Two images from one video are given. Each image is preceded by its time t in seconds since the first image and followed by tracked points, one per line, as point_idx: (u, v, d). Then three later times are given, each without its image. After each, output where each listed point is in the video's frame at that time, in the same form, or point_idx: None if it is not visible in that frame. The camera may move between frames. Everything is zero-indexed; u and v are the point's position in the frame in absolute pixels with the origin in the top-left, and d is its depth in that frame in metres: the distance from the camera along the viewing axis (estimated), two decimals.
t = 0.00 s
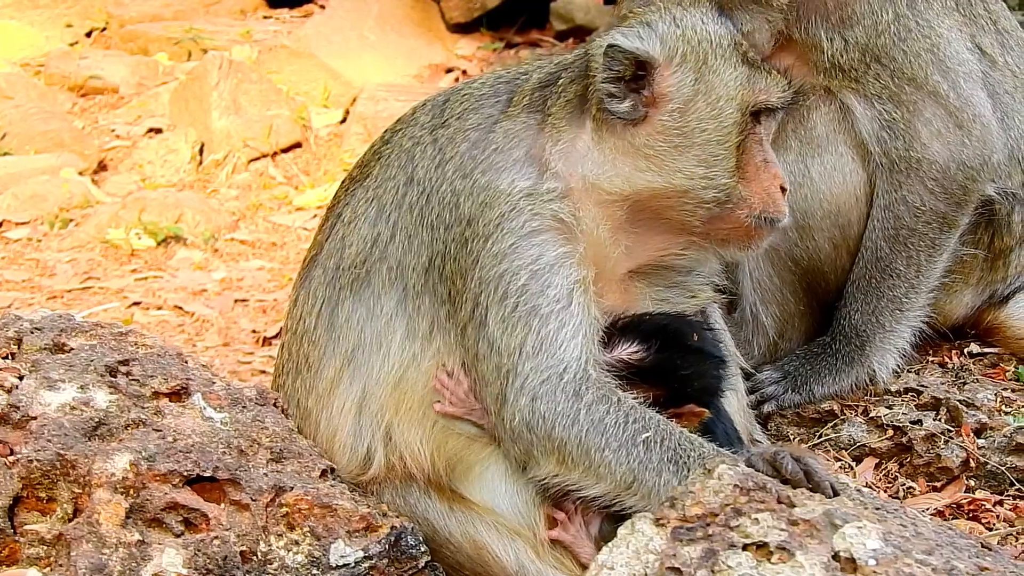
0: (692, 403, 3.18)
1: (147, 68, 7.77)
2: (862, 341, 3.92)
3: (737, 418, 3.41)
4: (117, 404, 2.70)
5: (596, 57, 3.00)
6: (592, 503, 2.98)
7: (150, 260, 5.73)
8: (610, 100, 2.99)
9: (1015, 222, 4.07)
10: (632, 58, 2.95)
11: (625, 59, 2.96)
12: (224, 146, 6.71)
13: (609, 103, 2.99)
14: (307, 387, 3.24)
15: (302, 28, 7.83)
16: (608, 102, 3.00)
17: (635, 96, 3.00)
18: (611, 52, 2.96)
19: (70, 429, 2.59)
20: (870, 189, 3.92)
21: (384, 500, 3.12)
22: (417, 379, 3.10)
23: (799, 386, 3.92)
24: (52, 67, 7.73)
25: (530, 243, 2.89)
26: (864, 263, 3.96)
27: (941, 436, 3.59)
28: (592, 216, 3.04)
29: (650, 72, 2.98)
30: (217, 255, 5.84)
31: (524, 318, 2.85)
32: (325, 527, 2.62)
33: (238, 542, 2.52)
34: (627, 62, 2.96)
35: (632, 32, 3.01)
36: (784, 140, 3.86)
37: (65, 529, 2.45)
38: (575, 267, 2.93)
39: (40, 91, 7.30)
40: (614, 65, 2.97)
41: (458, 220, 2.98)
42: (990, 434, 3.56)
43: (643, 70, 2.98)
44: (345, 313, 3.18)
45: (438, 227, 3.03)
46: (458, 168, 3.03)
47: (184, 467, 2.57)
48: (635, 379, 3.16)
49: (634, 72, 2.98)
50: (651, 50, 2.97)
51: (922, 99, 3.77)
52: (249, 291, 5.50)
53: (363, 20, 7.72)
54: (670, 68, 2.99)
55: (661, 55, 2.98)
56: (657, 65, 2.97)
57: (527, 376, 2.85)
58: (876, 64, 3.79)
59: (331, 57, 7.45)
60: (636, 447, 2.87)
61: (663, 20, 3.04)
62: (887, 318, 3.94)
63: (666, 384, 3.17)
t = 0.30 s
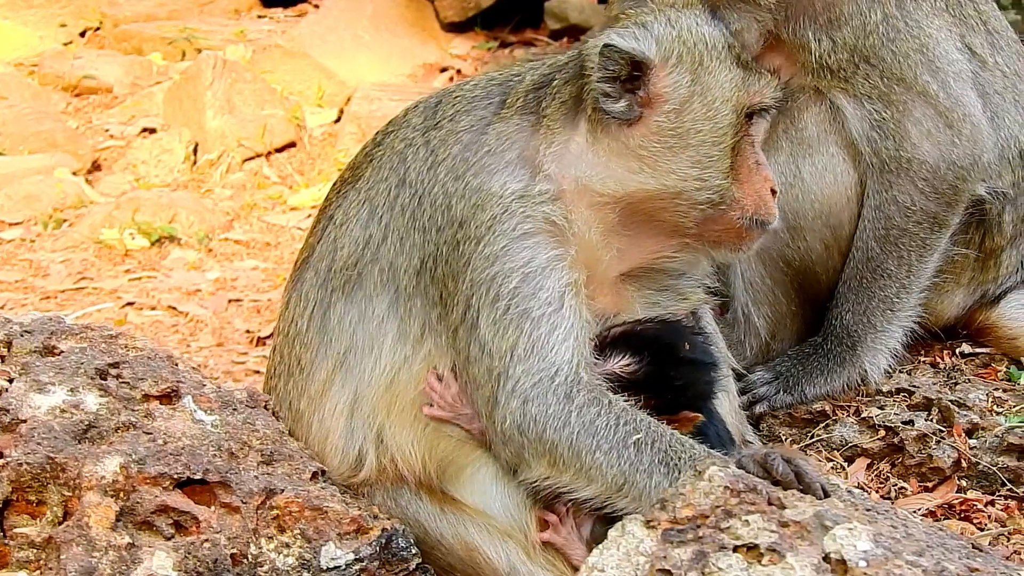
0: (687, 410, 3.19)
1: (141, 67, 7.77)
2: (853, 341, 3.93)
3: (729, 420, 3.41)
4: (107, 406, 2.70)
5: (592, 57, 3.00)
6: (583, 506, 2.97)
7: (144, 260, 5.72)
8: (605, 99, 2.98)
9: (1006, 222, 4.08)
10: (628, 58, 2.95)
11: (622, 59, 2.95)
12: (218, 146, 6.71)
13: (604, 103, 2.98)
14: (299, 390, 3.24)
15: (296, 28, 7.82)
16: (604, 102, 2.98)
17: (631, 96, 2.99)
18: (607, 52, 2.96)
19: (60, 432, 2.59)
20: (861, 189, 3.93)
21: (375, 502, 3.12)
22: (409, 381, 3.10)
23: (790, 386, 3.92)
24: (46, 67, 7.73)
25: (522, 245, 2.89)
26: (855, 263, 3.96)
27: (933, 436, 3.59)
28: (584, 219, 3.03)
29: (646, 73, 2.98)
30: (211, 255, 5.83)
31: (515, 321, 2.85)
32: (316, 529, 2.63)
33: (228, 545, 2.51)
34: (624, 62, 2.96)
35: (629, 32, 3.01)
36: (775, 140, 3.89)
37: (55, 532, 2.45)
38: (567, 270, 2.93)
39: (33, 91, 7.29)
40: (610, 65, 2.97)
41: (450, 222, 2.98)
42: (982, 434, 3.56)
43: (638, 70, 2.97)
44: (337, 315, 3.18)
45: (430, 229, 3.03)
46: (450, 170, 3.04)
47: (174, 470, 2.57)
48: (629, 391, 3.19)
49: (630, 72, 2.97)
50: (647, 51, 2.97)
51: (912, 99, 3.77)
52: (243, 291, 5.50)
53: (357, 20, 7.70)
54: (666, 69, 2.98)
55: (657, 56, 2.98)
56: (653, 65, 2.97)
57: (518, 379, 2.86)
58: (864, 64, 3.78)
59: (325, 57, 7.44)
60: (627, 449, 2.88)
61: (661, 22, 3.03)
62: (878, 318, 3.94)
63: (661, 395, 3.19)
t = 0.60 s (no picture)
0: (673, 418, 3.23)
1: (128, 71, 7.76)
2: (839, 343, 3.94)
3: (714, 421, 3.42)
4: (92, 407, 2.69)
5: (585, 57, 2.99)
6: (568, 508, 2.98)
7: (130, 264, 5.71)
8: (598, 98, 2.97)
9: (991, 224, 4.09)
10: (621, 58, 2.94)
11: (615, 59, 2.94)
12: (205, 150, 6.71)
13: (597, 102, 2.97)
14: (284, 391, 3.24)
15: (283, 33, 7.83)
16: (597, 101, 2.97)
17: (623, 96, 2.98)
18: (600, 52, 2.95)
19: (45, 433, 2.58)
20: (846, 191, 3.94)
21: (360, 503, 3.14)
22: (394, 382, 3.10)
23: (776, 388, 3.93)
24: (33, 70, 7.71)
25: (507, 247, 2.89)
26: (841, 265, 3.97)
27: (919, 438, 3.60)
28: (569, 221, 3.03)
29: (638, 73, 2.96)
30: (198, 259, 5.82)
31: (500, 323, 2.85)
32: (301, 530, 2.62)
33: (213, 546, 2.51)
34: (617, 62, 2.94)
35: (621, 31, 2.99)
36: (760, 143, 3.91)
37: (39, 532, 2.45)
38: (552, 272, 2.93)
39: (20, 94, 7.28)
40: (603, 64, 2.96)
41: (435, 223, 2.99)
42: (967, 437, 3.57)
43: (631, 70, 2.96)
44: (321, 317, 3.18)
45: (416, 231, 3.03)
46: (436, 171, 3.04)
47: (159, 471, 2.56)
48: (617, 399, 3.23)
49: (622, 72, 2.96)
50: (641, 51, 2.94)
51: (898, 100, 3.77)
52: (230, 295, 5.49)
53: (343, 24, 7.72)
54: (658, 69, 2.96)
55: (651, 56, 2.96)
56: (646, 65, 2.95)
57: (503, 381, 2.86)
58: (849, 65, 3.80)
59: (313, 61, 7.45)
60: (612, 450, 2.89)
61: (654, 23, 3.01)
62: (863, 320, 3.96)
63: (648, 405, 3.24)
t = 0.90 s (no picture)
0: (664, 416, 3.25)
1: (118, 70, 7.74)
2: (830, 340, 3.95)
3: (705, 417, 3.43)
4: (84, 404, 2.68)
5: (598, 49, 3.02)
6: (558, 505, 2.97)
7: (121, 263, 5.69)
8: (612, 91, 3.01)
9: (983, 221, 4.10)
10: (637, 52, 3.01)
11: (631, 52, 3.00)
12: (195, 149, 6.70)
13: (612, 94, 3.01)
14: (275, 388, 3.23)
15: (273, 32, 7.83)
16: (611, 93, 3.01)
17: (635, 89, 3.03)
18: (616, 46, 3.01)
19: (37, 430, 2.57)
20: (838, 187, 3.92)
21: (351, 500, 3.12)
22: (385, 377, 3.09)
23: (768, 385, 3.95)
24: (23, 69, 7.69)
25: (500, 241, 2.89)
26: (832, 262, 3.97)
27: (911, 435, 3.61)
28: (561, 215, 3.05)
29: (649, 67, 3.04)
30: (188, 258, 5.81)
31: (491, 317, 2.85)
32: (293, 527, 2.63)
33: (205, 543, 2.50)
34: (632, 54, 3.00)
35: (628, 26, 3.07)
36: (752, 140, 3.89)
37: (32, 529, 2.43)
38: (544, 266, 2.94)
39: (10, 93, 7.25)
40: (619, 57, 3.01)
41: (428, 215, 2.99)
42: (960, 434, 3.59)
43: (643, 64, 3.03)
44: (313, 313, 3.17)
45: (408, 223, 3.03)
46: (430, 164, 3.05)
47: (151, 468, 2.56)
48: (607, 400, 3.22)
49: (636, 65, 3.02)
50: (652, 46, 3.04)
51: (889, 96, 3.77)
52: (220, 294, 5.48)
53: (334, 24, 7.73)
54: (667, 63, 3.05)
55: (659, 50, 3.06)
56: (656, 60, 3.04)
57: (495, 376, 2.86)
58: (839, 61, 3.79)
59: (303, 60, 7.44)
60: (603, 446, 2.89)
61: (654, 19, 3.13)
62: (855, 316, 3.97)
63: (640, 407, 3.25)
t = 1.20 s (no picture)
0: (665, 407, 3.20)
1: (118, 65, 7.74)
2: (831, 333, 3.94)
3: (705, 411, 3.42)
4: (83, 400, 2.68)
5: (604, 43, 3.06)
6: (558, 497, 2.98)
7: (121, 258, 5.69)
8: (620, 83, 3.06)
9: (983, 214, 4.09)
10: (642, 43, 3.07)
11: (636, 44, 3.06)
12: (195, 144, 6.69)
13: (620, 86, 3.06)
14: (275, 382, 3.22)
15: (272, 26, 7.82)
16: (619, 84, 3.06)
17: (641, 80, 3.08)
18: (623, 38, 3.06)
19: (36, 425, 2.56)
20: (837, 180, 3.92)
21: (351, 496, 3.12)
22: (386, 370, 3.08)
23: (768, 379, 3.94)
24: (23, 65, 7.69)
25: (502, 230, 2.90)
26: (832, 255, 3.95)
27: (911, 429, 3.60)
28: (562, 205, 3.06)
29: (653, 56, 3.09)
30: (188, 253, 5.81)
31: (492, 308, 2.85)
32: (292, 522, 2.63)
33: (204, 538, 2.50)
34: (637, 45, 3.07)
35: (628, 16, 3.11)
36: (750, 133, 3.91)
37: (32, 524, 2.42)
38: (544, 256, 2.94)
39: (10, 88, 7.25)
40: (625, 49, 3.07)
41: (431, 205, 2.98)
42: (961, 427, 3.58)
43: (647, 54, 3.08)
44: (313, 306, 3.17)
45: (409, 213, 3.03)
46: (432, 155, 3.05)
47: (150, 463, 2.56)
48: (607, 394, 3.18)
49: (641, 56, 3.08)
50: (655, 35, 3.10)
51: (887, 88, 3.73)
52: (220, 288, 5.48)
53: (333, 18, 7.66)
54: (668, 53, 3.11)
55: (660, 40, 3.11)
56: (659, 49, 3.09)
57: (494, 368, 2.86)
58: (838, 53, 3.75)
59: (302, 54, 7.43)
60: (603, 440, 2.89)
61: (651, 6, 3.17)
62: (855, 309, 3.95)
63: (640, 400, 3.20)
